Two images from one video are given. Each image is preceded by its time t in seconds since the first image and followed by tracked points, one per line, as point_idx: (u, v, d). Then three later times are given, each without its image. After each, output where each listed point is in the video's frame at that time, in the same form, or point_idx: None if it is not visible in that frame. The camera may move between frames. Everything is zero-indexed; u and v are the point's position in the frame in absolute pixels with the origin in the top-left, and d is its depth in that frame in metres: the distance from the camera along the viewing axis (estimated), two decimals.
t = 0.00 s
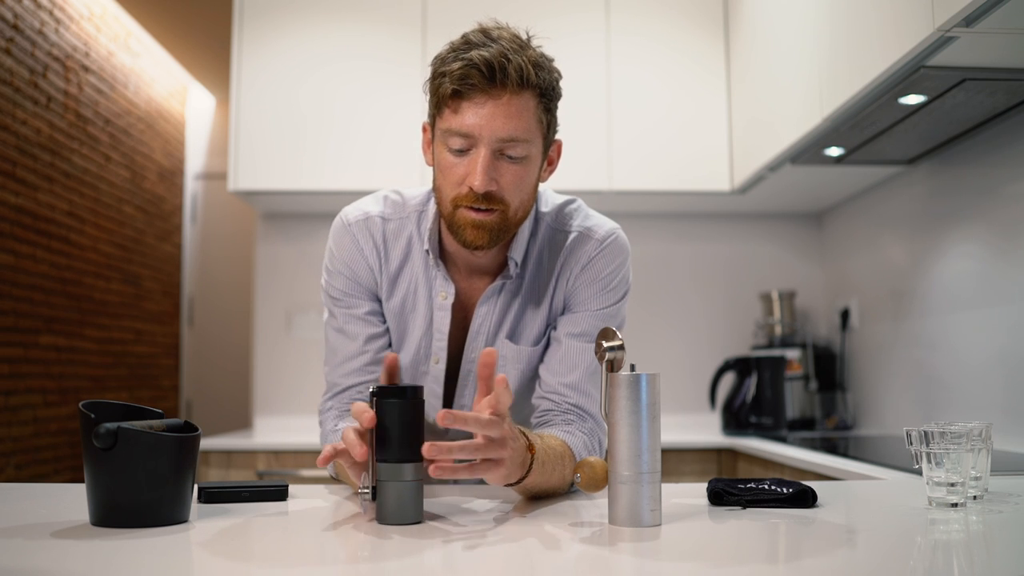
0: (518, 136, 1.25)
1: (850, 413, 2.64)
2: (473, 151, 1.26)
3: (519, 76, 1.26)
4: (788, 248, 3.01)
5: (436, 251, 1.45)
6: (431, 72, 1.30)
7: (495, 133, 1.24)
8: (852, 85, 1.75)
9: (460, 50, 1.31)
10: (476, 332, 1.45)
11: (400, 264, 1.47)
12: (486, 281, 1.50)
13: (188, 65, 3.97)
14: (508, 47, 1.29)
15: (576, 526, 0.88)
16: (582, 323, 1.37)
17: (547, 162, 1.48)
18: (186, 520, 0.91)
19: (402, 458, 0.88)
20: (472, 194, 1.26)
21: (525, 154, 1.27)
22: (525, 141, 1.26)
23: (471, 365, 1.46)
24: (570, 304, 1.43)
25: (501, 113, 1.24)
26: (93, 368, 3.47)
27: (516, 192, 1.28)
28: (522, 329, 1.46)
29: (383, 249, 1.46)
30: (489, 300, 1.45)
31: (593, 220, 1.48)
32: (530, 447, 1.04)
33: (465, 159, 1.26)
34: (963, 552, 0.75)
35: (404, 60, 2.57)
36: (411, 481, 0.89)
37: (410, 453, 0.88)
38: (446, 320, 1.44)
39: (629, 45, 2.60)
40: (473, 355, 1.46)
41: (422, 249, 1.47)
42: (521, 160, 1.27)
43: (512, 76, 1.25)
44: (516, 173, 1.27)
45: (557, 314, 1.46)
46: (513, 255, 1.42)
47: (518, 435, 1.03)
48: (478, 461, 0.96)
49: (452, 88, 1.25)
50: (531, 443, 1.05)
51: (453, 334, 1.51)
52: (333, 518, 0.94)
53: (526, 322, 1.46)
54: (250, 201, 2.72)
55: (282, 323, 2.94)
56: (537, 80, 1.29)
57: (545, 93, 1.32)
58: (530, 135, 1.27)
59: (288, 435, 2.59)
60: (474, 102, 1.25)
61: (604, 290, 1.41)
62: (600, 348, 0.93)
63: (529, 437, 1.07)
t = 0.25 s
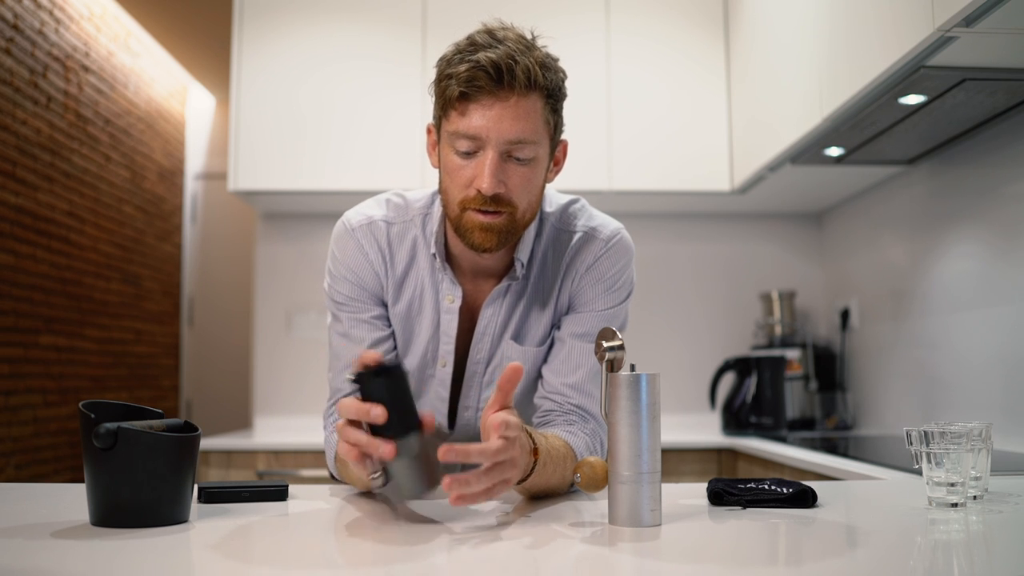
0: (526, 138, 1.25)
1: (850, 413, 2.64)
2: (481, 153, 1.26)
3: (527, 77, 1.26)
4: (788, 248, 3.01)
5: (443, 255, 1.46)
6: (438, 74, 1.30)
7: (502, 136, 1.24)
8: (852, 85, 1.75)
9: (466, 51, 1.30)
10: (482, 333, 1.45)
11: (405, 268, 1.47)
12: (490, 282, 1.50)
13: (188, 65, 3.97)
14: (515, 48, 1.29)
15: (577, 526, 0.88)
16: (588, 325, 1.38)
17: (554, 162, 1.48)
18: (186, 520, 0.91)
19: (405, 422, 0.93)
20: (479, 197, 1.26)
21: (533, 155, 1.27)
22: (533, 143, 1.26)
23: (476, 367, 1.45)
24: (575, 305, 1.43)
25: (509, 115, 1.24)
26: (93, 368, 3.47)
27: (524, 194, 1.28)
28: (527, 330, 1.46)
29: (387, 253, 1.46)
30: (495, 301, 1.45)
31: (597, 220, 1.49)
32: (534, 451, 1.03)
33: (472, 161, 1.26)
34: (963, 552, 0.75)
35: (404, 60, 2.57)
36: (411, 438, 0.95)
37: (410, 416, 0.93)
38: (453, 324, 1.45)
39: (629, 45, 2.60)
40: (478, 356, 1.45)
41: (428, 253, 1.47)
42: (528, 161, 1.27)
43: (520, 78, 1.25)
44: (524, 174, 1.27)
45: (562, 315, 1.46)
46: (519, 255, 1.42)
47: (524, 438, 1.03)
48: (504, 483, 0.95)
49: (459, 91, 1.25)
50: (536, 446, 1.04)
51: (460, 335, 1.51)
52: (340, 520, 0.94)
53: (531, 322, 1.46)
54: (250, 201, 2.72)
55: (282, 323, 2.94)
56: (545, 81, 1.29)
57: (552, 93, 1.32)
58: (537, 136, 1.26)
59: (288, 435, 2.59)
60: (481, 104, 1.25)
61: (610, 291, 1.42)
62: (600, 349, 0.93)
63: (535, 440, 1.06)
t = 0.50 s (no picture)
0: (527, 129, 1.25)
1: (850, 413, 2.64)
2: (481, 145, 1.25)
3: (528, 67, 1.26)
4: (788, 248, 3.01)
5: (445, 254, 1.45)
6: (438, 67, 1.30)
7: (504, 126, 1.24)
8: (852, 85, 1.75)
9: (466, 43, 1.31)
10: (482, 333, 1.44)
11: (409, 268, 1.46)
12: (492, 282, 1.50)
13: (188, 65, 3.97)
14: (515, 39, 1.29)
15: (577, 526, 0.88)
16: (589, 324, 1.39)
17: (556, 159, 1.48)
18: (187, 520, 0.91)
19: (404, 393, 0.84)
20: (481, 189, 1.25)
21: (534, 147, 1.27)
22: (533, 134, 1.26)
23: (477, 367, 1.45)
24: (577, 303, 1.44)
25: (510, 105, 1.24)
26: (93, 368, 3.47)
27: (525, 186, 1.28)
28: (528, 329, 1.45)
29: (390, 254, 1.45)
30: (496, 300, 1.44)
31: (597, 218, 1.49)
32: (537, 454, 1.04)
33: (473, 153, 1.26)
34: (963, 552, 0.75)
35: (404, 60, 2.57)
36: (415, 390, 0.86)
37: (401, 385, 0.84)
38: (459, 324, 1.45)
39: (629, 45, 2.60)
40: (479, 356, 1.45)
41: (430, 253, 1.46)
42: (529, 153, 1.27)
43: (521, 68, 1.25)
44: (525, 166, 1.27)
45: (563, 314, 1.46)
46: (520, 253, 1.42)
47: (526, 440, 1.03)
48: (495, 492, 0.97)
49: (459, 81, 1.25)
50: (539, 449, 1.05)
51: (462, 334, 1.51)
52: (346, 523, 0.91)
53: (532, 321, 1.45)
54: (250, 201, 2.72)
55: (282, 323, 2.94)
56: (545, 72, 1.29)
57: (552, 85, 1.32)
58: (538, 127, 1.27)
59: (288, 435, 2.60)
60: (482, 94, 1.25)
61: (611, 289, 1.43)
62: (600, 349, 0.93)
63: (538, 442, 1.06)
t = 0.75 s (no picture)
0: (509, 130, 1.25)
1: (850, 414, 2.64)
2: (464, 149, 1.25)
3: (506, 67, 1.25)
4: (788, 249, 3.01)
5: (432, 257, 1.45)
6: (416, 72, 1.30)
7: (485, 128, 1.23)
8: (852, 85, 1.75)
9: (444, 46, 1.30)
10: (476, 337, 1.44)
11: (397, 272, 1.46)
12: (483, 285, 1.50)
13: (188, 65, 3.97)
14: (492, 39, 1.29)
15: (577, 526, 0.88)
16: (584, 325, 1.38)
17: (539, 156, 1.47)
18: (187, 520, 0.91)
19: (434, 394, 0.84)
20: (466, 193, 1.25)
21: (517, 148, 1.26)
22: (516, 134, 1.25)
23: (473, 371, 1.46)
24: (572, 304, 1.43)
25: (490, 107, 1.24)
26: (93, 368, 3.47)
27: (511, 188, 1.27)
28: (525, 332, 1.45)
29: (378, 258, 1.45)
30: (489, 305, 1.44)
31: (590, 216, 1.49)
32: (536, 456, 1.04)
33: (456, 157, 1.25)
34: (964, 552, 0.75)
35: (404, 60, 2.57)
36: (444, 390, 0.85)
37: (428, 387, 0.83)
38: (449, 328, 1.45)
39: (629, 45, 2.60)
40: (474, 360, 1.45)
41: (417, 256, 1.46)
42: (513, 154, 1.26)
43: (499, 68, 1.24)
44: (509, 168, 1.26)
45: (559, 315, 1.46)
46: (511, 255, 1.41)
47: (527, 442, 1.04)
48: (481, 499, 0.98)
49: (438, 85, 1.25)
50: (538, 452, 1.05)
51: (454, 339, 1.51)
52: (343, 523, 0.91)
53: (527, 324, 1.45)
54: (250, 201, 2.72)
55: (282, 323, 2.94)
56: (525, 71, 1.28)
57: (533, 84, 1.31)
58: (520, 128, 1.26)
59: (288, 435, 2.59)
60: (462, 97, 1.24)
61: (606, 289, 1.42)
62: (600, 349, 0.93)
63: (538, 443, 1.06)
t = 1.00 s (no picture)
0: (484, 126, 1.24)
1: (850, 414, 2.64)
2: (440, 148, 1.24)
3: (478, 63, 1.25)
4: (788, 249, 3.01)
5: (417, 258, 1.45)
6: (390, 73, 1.30)
7: (460, 126, 1.23)
8: (852, 85, 1.75)
9: (415, 45, 1.30)
10: (469, 340, 1.44)
11: (384, 274, 1.46)
12: (471, 287, 1.49)
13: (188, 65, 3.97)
14: (464, 37, 1.28)
15: (576, 526, 0.88)
16: (579, 325, 1.38)
17: (521, 154, 1.47)
18: (187, 520, 0.91)
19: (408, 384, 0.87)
20: (444, 193, 1.24)
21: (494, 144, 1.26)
22: (492, 131, 1.25)
23: (466, 375, 1.44)
24: (565, 305, 1.43)
25: (464, 104, 1.23)
26: (93, 368, 3.47)
27: (489, 186, 1.26)
28: (518, 335, 1.46)
29: (365, 259, 1.45)
30: (480, 308, 1.44)
31: (581, 216, 1.48)
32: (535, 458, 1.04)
33: (433, 157, 1.25)
34: (964, 552, 0.75)
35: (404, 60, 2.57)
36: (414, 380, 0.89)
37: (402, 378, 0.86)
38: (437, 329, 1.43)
39: (630, 45, 2.60)
40: (467, 363, 1.44)
41: (403, 257, 1.46)
42: (490, 151, 1.26)
43: (471, 64, 1.24)
44: (486, 165, 1.26)
45: (553, 317, 1.46)
46: (499, 257, 1.41)
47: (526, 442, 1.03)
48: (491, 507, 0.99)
49: (411, 85, 1.25)
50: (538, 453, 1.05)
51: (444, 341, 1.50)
52: (332, 523, 0.91)
53: (520, 327, 1.45)
54: (250, 201, 2.72)
55: (282, 322, 2.94)
56: (498, 67, 1.28)
57: (508, 80, 1.31)
58: (496, 124, 1.25)
59: (288, 435, 2.60)
60: (435, 96, 1.24)
61: (599, 289, 1.42)
62: (600, 349, 0.93)
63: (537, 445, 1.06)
